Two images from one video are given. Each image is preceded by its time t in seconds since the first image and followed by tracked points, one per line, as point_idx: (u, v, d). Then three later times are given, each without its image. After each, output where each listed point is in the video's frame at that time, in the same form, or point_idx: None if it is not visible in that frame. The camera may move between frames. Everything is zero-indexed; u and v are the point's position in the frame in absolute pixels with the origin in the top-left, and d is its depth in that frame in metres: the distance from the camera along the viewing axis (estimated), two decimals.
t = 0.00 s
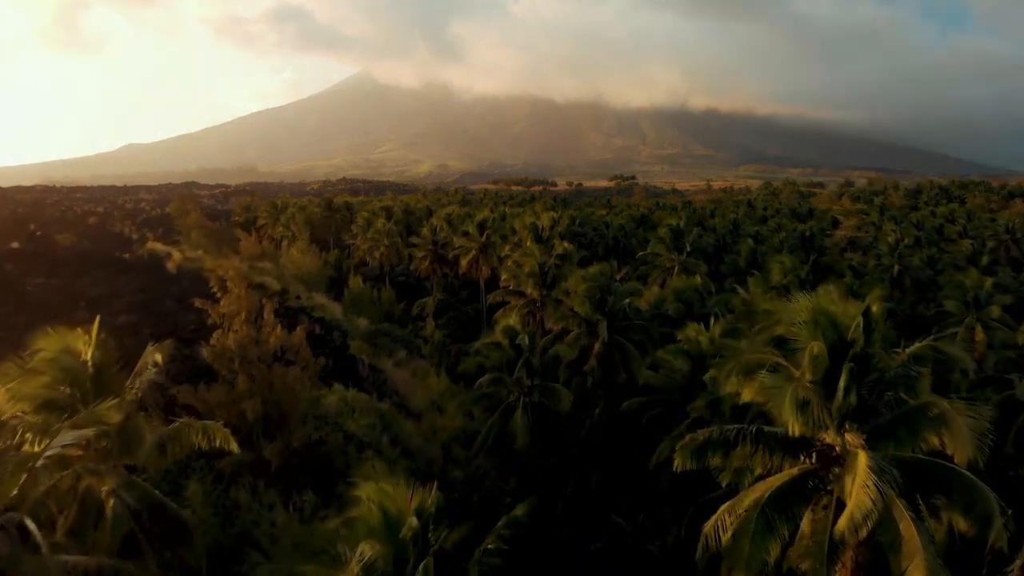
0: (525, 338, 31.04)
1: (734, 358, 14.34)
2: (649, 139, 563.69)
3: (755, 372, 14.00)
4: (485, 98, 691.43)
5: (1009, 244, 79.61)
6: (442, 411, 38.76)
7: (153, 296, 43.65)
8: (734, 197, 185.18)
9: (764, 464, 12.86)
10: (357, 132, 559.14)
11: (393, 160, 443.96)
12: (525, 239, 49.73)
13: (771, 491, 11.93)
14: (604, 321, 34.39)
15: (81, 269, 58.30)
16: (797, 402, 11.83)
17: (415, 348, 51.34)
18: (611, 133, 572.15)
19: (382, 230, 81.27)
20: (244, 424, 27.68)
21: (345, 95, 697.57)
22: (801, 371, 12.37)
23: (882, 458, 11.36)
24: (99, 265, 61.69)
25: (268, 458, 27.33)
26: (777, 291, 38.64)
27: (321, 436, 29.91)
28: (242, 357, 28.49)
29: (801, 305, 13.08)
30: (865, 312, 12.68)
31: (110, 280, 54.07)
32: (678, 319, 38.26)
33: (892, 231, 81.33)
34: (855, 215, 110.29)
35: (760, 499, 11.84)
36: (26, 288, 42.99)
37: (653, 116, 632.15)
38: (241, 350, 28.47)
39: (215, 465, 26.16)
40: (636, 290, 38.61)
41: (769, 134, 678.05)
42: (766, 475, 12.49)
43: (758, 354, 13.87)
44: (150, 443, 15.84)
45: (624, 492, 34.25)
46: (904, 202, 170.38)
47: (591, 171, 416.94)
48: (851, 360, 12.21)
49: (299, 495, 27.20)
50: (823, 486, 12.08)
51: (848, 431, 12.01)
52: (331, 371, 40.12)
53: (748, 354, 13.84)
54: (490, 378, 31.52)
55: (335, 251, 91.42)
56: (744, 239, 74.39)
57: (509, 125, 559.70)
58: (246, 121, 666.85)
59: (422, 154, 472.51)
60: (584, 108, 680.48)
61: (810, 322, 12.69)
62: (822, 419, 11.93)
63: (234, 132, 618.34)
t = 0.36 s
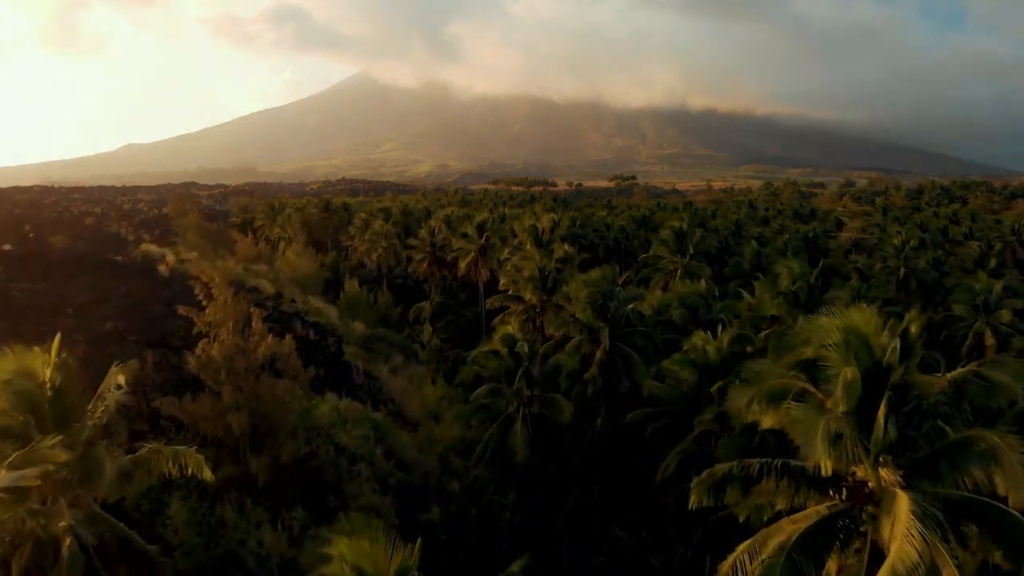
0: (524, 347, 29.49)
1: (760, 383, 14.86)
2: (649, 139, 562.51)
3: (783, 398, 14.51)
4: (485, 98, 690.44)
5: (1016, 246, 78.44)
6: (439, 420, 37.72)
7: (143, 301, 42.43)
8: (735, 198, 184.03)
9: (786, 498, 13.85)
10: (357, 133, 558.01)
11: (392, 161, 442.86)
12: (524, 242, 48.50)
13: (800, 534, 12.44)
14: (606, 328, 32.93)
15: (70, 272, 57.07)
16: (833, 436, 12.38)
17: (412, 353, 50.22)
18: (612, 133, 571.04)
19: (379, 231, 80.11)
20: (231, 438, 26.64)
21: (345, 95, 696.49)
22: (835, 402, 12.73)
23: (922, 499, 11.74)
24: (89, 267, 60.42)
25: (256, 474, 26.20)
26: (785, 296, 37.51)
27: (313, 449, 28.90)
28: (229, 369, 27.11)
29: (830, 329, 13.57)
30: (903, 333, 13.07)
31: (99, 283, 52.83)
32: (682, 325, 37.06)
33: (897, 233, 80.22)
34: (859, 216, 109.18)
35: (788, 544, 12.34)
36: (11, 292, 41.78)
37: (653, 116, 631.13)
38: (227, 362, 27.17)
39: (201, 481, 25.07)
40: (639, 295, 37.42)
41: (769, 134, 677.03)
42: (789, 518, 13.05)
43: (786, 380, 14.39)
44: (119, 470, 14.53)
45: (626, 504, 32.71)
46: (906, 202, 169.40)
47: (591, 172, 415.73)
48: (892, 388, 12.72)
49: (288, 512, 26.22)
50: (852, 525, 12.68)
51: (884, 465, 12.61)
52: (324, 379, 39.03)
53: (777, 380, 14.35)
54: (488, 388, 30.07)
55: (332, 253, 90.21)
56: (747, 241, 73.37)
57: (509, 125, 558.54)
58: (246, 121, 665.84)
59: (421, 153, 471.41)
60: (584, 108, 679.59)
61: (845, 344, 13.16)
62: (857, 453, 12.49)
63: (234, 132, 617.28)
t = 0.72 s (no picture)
0: (524, 359, 27.81)
1: (791, 421, 14.07)
2: (649, 139, 560.74)
3: (819, 436, 13.85)
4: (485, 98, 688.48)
5: None
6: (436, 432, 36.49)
7: (129, 306, 41.08)
8: (737, 198, 182.34)
9: (819, 548, 14.43)
10: (357, 133, 556.30)
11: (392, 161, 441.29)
12: (524, 245, 47.10)
13: None
14: (610, 337, 31.56)
15: (58, 275, 55.77)
16: (879, 486, 12.43)
17: (408, 360, 48.98)
18: (612, 133, 569.45)
19: (376, 233, 78.75)
20: (215, 455, 25.46)
21: (346, 95, 695.55)
22: (886, 447, 12.61)
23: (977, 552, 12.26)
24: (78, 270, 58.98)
25: (240, 493, 24.99)
26: (794, 303, 36.19)
27: (303, 463, 27.74)
28: (212, 383, 25.64)
29: (874, 365, 13.47)
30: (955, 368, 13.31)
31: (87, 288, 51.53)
32: (688, 333, 35.79)
33: (904, 234, 78.85)
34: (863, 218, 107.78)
35: None
36: None
37: (653, 116, 629.56)
38: (212, 376, 25.80)
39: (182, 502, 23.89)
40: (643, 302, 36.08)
41: (770, 133, 675.22)
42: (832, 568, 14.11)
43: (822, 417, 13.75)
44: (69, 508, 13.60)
45: (630, 516, 31.69)
46: (909, 203, 168.03)
47: (591, 172, 414.15)
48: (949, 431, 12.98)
49: (275, 533, 25.08)
50: None
51: (934, 515, 12.93)
52: (317, 390, 37.79)
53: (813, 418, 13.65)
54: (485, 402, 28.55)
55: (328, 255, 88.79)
56: (751, 244, 72.17)
57: (509, 125, 557.05)
58: (246, 121, 664.88)
59: (421, 153, 470.21)
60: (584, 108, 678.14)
61: (892, 378, 13.26)
62: (904, 502, 12.70)
63: (234, 132, 616.47)
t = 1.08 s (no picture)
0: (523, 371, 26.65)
1: (830, 465, 13.72)
2: (649, 138, 559.86)
3: (860, 482, 13.48)
4: (485, 99, 687.59)
5: None
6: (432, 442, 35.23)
7: (117, 312, 39.91)
8: (738, 198, 181.27)
9: None
10: (357, 133, 555.23)
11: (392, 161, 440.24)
12: (524, 248, 45.92)
13: None
14: (613, 345, 30.36)
15: (47, 279, 54.53)
16: (937, 544, 11.74)
17: (405, 365, 47.79)
18: (612, 133, 568.60)
19: (374, 234, 77.58)
20: (198, 472, 24.41)
21: (346, 95, 694.26)
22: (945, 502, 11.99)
23: None
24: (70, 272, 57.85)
25: (225, 512, 23.76)
26: (803, 309, 34.91)
27: (293, 479, 26.56)
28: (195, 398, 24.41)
29: (921, 406, 12.83)
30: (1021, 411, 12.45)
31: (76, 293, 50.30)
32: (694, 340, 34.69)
33: (909, 236, 77.70)
34: (867, 218, 106.68)
35: None
36: None
37: (653, 116, 628.47)
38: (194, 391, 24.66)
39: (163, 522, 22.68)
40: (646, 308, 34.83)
41: (770, 133, 674.52)
42: None
43: (859, 461, 13.40)
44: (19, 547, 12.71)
45: (633, 529, 30.44)
46: (911, 203, 166.89)
47: (591, 172, 413.34)
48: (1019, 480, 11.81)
49: (262, 554, 23.81)
50: None
51: None
52: (309, 400, 36.53)
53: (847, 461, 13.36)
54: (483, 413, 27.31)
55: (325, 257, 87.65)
56: (755, 247, 71.09)
57: (509, 125, 556.40)
58: (246, 121, 664.04)
59: (422, 154, 469.54)
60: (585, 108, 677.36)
61: (948, 421, 12.73)
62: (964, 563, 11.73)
63: (234, 132, 615.80)
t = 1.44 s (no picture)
0: (523, 386, 25.41)
1: (889, 538, 13.21)
2: (649, 138, 558.58)
3: (922, 553, 13.07)
4: (486, 99, 686.45)
5: None
6: (428, 456, 33.84)
7: (102, 319, 38.52)
8: (739, 199, 179.92)
9: None
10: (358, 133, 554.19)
11: (392, 161, 439.01)
12: (523, 252, 44.57)
13: None
14: (619, 357, 29.26)
15: (35, 283, 53.05)
16: None
17: (401, 372, 46.40)
18: (612, 133, 567.46)
19: (371, 236, 76.21)
20: (178, 492, 23.11)
21: (347, 95, 693.24)
22: None
23: None
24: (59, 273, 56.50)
25: (205, 536, 22.39)
26: (814, 317, 33.58)
27: (280, 497, 25.20)
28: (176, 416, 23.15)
29: (1000, 466, 11.75)
30: None
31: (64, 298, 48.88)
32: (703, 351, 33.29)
33: (915, 238, 76.42)
34: (870, 220, 105.32)
35: None
36: None
37: (653, 116, 627.41)
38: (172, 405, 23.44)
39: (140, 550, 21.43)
40: (651, 316, 33.50)
41: (770, 134, 673.16)
42: None
43: (918, 529, 12.86)
44: None
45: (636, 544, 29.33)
46: (913, 203, 165.73)
47: (591, 172, 412.02)
48: None
49: None
50: None
51: None
52: (300, 412, 35.08)
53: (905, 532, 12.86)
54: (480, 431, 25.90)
55: (322, 259, 86.31)
56: (759, 250, 69.87)
57: (509, 125, 555.50)
58: (246, 121, 662.66)
59: (422, 154, 468.32)
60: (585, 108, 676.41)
61: None
62: None
63: (234, 132, 614.49)
